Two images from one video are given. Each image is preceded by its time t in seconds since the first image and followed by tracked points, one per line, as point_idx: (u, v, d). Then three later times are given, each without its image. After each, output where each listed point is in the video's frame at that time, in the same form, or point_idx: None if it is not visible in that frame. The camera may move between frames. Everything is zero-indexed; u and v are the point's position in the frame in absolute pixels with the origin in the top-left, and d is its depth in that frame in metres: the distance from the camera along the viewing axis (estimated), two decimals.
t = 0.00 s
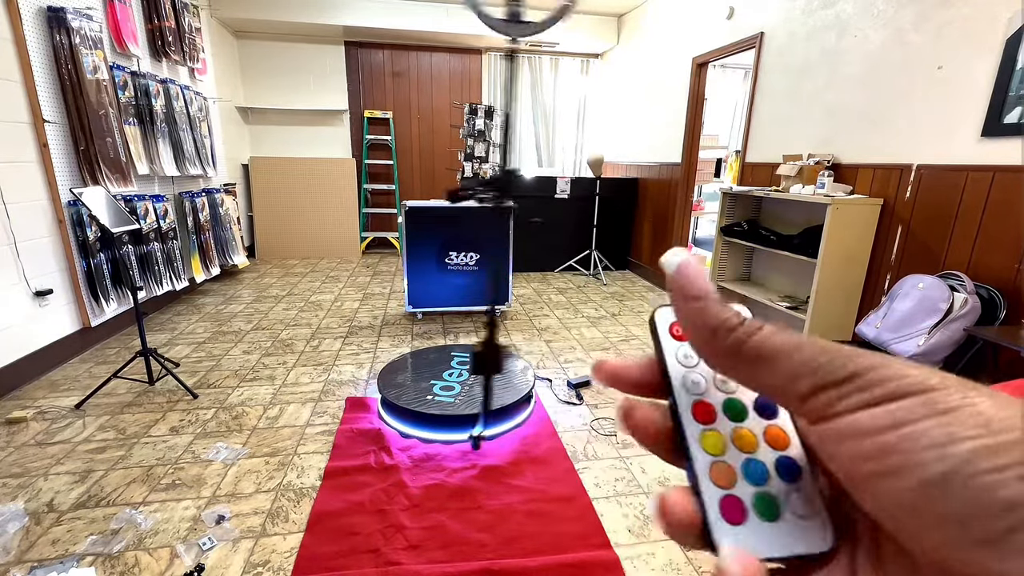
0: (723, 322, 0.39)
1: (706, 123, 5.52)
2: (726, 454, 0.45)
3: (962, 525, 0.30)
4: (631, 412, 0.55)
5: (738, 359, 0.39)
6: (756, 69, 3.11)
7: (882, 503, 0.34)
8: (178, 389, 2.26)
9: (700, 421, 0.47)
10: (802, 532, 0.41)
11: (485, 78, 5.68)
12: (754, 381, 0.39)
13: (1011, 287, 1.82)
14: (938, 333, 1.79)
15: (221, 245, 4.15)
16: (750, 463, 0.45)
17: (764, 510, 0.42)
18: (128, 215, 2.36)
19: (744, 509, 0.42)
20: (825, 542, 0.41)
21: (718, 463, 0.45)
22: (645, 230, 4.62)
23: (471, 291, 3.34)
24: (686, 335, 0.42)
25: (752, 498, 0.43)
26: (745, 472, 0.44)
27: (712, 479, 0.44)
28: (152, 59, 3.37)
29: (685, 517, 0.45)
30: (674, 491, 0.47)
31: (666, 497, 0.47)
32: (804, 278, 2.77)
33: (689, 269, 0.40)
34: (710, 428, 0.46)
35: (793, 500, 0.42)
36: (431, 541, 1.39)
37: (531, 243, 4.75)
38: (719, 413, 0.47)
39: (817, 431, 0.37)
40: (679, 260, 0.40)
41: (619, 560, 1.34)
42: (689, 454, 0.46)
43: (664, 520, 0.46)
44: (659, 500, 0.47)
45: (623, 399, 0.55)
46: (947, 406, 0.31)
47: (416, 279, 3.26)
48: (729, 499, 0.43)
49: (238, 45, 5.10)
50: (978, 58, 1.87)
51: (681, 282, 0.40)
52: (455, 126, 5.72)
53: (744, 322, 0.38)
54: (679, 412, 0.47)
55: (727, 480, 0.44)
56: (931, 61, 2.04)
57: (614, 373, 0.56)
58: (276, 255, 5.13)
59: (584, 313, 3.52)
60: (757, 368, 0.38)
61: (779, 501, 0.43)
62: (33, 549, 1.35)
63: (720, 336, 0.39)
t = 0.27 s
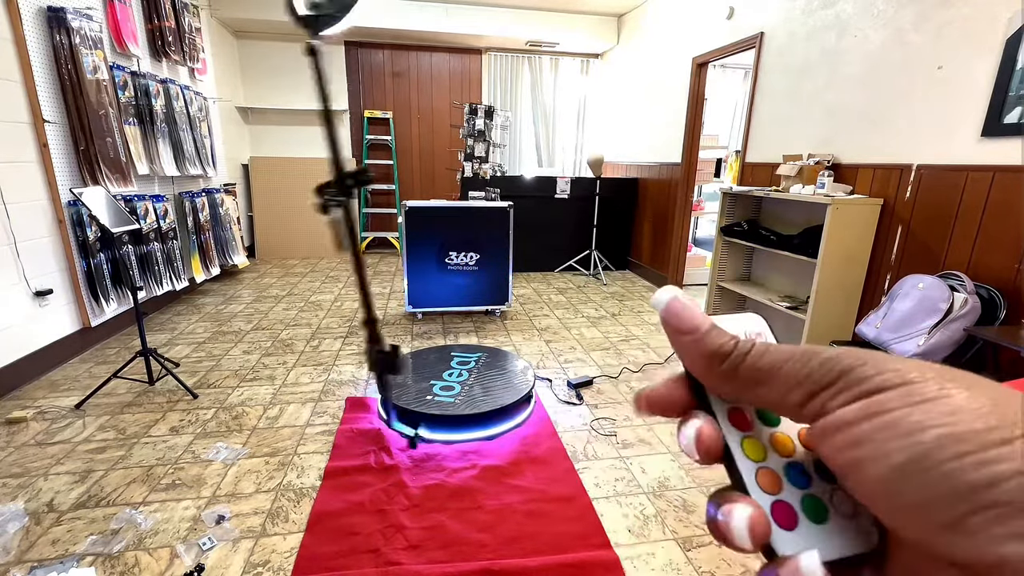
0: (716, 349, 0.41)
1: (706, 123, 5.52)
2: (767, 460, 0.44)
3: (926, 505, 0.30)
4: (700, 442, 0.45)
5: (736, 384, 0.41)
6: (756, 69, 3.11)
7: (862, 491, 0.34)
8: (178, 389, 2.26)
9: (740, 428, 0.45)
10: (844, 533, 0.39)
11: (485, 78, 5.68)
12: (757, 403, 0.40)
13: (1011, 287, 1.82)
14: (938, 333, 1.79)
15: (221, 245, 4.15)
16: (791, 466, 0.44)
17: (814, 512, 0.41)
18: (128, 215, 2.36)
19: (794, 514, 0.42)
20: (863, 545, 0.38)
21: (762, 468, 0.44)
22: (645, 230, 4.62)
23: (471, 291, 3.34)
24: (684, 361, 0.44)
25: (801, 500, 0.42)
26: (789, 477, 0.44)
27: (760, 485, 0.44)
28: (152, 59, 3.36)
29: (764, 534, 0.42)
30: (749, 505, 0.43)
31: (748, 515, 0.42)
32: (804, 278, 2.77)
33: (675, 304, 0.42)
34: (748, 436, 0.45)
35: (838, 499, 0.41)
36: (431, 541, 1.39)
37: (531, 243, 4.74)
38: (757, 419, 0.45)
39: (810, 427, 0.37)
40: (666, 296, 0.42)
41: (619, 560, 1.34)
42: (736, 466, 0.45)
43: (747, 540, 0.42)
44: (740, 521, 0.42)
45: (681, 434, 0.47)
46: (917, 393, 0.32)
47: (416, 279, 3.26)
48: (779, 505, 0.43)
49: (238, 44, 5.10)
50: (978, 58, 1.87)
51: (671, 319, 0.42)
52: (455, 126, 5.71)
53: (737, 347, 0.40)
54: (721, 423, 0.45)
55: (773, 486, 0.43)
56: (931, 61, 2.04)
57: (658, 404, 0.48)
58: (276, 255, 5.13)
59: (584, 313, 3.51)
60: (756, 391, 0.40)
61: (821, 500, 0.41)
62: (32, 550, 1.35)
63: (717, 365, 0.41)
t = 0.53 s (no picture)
0: (722, 325, 0.41)
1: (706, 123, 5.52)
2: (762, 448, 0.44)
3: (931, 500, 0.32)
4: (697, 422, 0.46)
5: (740, 361, 0.40)
6: (756, 69, 3.11)
7: (866, 488, 0.35)
8: (178, 389, 2.26)
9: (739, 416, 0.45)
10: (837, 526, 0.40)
11: (485, 78, 5.68)
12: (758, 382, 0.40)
13: (1011, 287, 1.82)
14: (938, 333, 1.78)
15: (221, 245, 4.15)
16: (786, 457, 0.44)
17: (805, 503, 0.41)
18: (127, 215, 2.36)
19: (785, 501, 0.42)
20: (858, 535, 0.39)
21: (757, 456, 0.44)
22: (646, 230, 4.62)
23: (471, 290, 3.34)
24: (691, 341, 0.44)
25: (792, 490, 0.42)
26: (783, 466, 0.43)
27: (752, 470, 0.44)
28: (152, 59, 3.37)
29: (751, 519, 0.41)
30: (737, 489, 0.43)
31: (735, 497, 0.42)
32: (804, 278, 2.77)
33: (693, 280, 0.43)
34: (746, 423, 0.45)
35: (833, 492, 0.41)
36: (431, 541, 1.39)
37: (531, 243, 4.74)
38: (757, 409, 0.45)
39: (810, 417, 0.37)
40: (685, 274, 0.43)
41: (619, 560, 1.34)
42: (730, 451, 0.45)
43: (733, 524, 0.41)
44: (726, 504, 0.42)
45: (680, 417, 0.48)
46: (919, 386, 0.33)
47: (416, 279, 3.25)
48: (770, 492, 0.43)
49: (238, 44, 5.10)
50: (978, 58, 1.87)
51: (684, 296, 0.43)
52: (455, 126, 5.71)
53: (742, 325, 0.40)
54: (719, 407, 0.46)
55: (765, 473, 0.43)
56: (931, 61, 2.04)
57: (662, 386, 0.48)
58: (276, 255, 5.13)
59: (584, 313, 3.51)
60: (756, 368, 0.39)
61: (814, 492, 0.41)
62: (33, 549, 1.35)
63: (723, 341, 0.40)
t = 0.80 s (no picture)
0: (750, 314, 0.42)
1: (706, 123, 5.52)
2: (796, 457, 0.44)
3: (921, 482, 0.34)
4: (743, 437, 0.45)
5: (758, 345, 0.42)
6: (756, 69, 3.11)
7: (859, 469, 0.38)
8: (179, 389, 2.27)
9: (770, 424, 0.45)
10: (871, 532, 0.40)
11: (485, 78, 5.68)
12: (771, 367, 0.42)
13: (1011, 287, 1.82)
14: (939, 333, 1.79)
15: (221, 245, 4.15)
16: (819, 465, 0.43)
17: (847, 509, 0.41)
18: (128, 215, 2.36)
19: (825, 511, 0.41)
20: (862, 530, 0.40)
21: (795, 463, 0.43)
22: (646, 230, 4.62)
23: (471, 291, 3.34)
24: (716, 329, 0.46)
25: (833, 498, 0.42)
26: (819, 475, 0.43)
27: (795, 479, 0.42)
28: (152, 59, 3.37)
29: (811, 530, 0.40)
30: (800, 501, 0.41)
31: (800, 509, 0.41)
32: (804, 278, 2.77)
33: (725, 277, 0.43)
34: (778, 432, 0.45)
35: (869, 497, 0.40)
36: (431, 541, 1.39)
37: (531, 243, 4.74)
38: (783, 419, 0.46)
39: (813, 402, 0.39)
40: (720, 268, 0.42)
41: (619, 560, 1.34)
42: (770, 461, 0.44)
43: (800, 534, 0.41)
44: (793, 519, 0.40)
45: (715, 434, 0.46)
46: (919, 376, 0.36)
47: (416, 279, 3.26)
48: (815, 501, 0.41)
49: (238, 44, 5.10)
50: (978, 58, 1.87)
51: (716, 286, 0.43)
52: (455, 126, 5.72)
53: (767, 314, 0.41)
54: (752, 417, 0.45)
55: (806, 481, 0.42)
56: (931, 61, 2.04)
57: (689, 404, 0.49)
58: (276, 255, 5.13)
59: (584, 313, 3.51)
60: (772, 354, 0.41)
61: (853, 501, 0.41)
62: (32, 550, 1.35)
63: (746, 328, 0.43)
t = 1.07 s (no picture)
0: (750, 320, 0.47)
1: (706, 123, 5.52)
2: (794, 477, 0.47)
3: (939, 506, 0.37)
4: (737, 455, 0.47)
5: (759, 352, 0.46)
6: (756, 69, 3.11)
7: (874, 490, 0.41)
8: (179, 390, 2.27)
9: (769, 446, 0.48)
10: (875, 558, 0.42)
11: (485, 78, 5.68)
12: (775, 375, 0.46)
13: (1011, 287, 1.82)
14: (938, 333, 1.78)
15: (221, 245, 4.15)
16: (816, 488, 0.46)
17: (845, 536, 0.43)
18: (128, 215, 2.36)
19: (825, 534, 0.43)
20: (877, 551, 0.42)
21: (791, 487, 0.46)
22: (645, 230, 4.62)
23: (471, 291, 3.34)
24: (720, 338, 0.50)
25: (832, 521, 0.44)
26: (816, 497, 0.46)
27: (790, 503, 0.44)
28: (152, 59, 3.37)
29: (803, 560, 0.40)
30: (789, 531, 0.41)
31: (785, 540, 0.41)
32: (804, 278, 2.77)
33: (730, 283, 0.47)
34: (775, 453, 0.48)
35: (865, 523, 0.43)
36: (431, 541, 1.39)
37: (531, 244, 4.74)
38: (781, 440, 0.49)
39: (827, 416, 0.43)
40: (724, 276, 0.47)
41: (619, 560, 1.34)
42: (767, 484, 0.46)
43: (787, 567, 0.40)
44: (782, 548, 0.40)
45: (711, 450, 0.48)
46: (940, 405, 0.38)
47: (416, 279, 3.26)
48: (810, 526, 0.43)
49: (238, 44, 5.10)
50: (978, 58, 1.87)
51: (720, 290, 0.47)
52: (455, 126, 5.72)
53: (766, 321, 0.46)
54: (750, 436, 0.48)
55: (803, 503, 0.45)
56: (930, 61, 2.04)
57: (690, 424, 0.53)
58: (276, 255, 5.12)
59: (584, 313, 3.52)
60: (772, 361, 0.46)
61: (849, 524, 0.44)
62: (32, 550, 1.35)
63: (745, 332, 0.47)
